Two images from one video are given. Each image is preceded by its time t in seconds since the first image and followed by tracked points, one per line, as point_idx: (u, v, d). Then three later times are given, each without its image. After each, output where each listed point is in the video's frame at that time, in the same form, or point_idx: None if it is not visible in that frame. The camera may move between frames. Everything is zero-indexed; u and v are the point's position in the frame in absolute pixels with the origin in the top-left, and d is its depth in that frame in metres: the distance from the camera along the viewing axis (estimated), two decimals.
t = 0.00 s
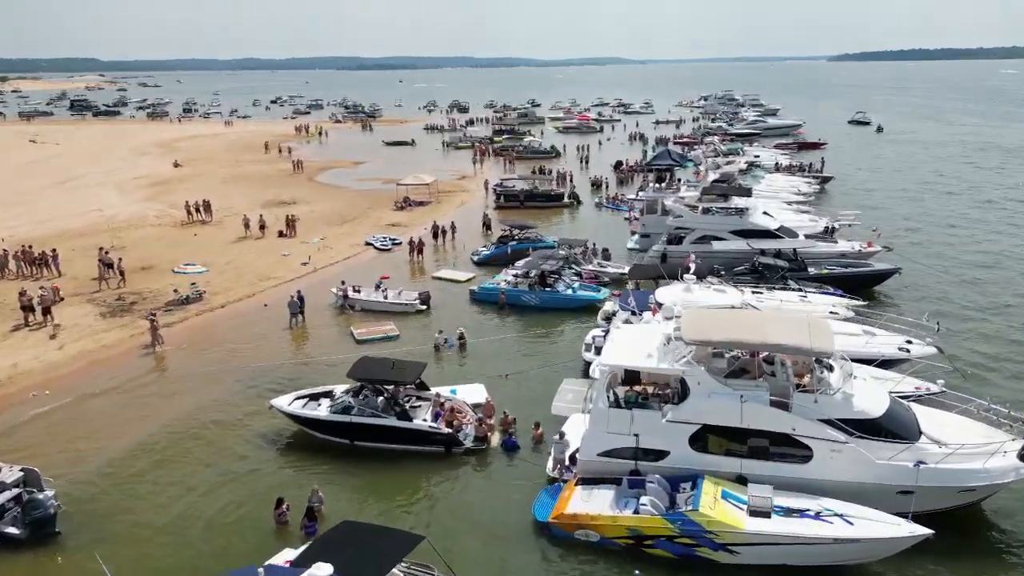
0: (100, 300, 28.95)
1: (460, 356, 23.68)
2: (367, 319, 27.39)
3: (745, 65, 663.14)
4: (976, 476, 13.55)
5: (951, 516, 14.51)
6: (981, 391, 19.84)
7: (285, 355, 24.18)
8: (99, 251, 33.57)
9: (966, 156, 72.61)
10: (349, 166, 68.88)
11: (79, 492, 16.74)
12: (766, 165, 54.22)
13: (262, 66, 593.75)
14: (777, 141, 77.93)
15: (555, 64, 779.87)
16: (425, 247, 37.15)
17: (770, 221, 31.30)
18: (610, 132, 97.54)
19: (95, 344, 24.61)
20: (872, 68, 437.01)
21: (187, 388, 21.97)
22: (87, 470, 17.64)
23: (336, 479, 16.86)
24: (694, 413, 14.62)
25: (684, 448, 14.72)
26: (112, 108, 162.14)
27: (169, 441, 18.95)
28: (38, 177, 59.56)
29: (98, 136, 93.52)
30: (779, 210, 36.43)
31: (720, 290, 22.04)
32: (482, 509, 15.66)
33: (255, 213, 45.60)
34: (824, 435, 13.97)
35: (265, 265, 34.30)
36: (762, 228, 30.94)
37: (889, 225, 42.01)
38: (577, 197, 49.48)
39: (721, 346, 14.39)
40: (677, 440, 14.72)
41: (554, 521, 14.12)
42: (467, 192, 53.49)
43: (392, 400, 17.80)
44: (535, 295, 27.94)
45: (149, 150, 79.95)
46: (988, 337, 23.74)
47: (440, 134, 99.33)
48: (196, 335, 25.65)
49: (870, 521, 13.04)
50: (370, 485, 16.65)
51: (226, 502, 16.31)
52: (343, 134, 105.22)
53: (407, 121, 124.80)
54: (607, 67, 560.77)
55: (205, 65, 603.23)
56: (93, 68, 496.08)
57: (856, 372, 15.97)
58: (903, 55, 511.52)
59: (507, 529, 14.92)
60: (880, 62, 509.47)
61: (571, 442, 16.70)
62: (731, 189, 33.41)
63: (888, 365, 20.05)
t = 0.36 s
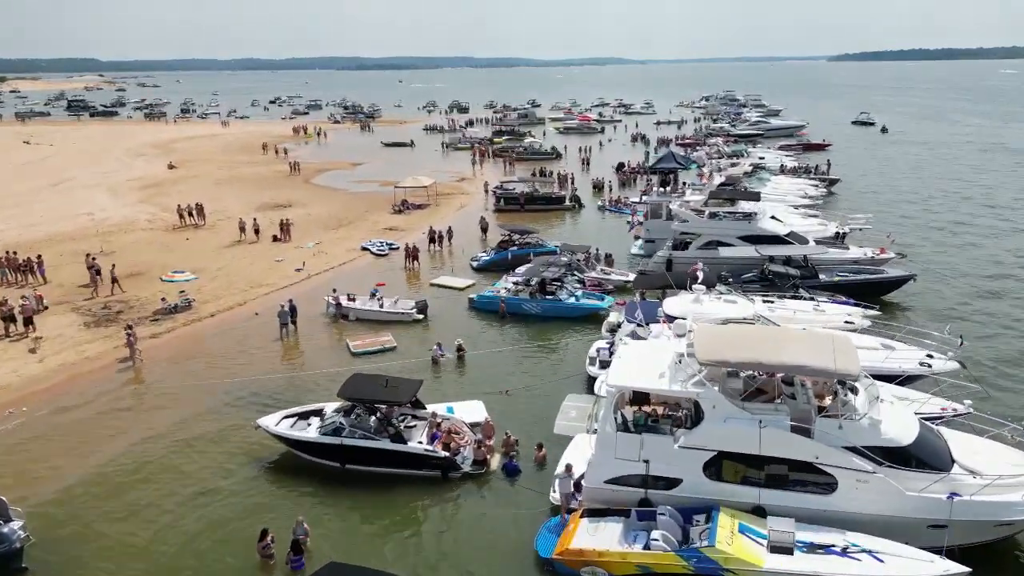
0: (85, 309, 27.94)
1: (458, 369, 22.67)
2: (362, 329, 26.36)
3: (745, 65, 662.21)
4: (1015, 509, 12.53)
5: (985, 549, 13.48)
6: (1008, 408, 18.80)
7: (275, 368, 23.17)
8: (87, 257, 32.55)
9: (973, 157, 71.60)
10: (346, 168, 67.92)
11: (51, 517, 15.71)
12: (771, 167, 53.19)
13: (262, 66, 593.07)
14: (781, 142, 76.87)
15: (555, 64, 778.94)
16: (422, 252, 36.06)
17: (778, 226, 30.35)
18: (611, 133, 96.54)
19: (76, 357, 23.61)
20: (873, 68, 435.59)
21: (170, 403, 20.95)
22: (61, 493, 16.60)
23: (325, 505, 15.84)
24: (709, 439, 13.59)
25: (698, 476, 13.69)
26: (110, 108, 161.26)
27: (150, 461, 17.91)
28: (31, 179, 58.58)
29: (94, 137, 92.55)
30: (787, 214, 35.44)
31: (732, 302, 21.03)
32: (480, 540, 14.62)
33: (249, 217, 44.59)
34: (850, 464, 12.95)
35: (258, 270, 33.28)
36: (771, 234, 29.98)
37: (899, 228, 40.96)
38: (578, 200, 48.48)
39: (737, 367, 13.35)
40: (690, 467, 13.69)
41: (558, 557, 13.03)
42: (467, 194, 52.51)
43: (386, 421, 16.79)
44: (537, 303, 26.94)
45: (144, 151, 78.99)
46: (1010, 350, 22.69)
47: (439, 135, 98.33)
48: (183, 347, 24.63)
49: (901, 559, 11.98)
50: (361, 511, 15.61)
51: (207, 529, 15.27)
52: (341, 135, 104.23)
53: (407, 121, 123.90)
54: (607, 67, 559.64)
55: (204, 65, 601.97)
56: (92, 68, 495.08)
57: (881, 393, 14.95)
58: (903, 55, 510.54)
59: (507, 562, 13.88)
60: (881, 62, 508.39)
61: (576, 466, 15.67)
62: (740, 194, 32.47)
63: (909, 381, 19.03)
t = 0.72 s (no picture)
0: (69, 318, 26.94)
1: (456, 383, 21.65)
2: (356, 339, 25.34)
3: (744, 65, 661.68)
4: None
5: None
6: None
7: (264, 382, 22.19)
8: (73, 263, 31.55)
9: (979, 158, 70.61)
10: (344, 169, 66.92)
11: (19, 548, 14.70)
12: (776, 169, 52.19)
13: (262, 66, 591.45)
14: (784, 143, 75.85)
15: (555, 64, 777.53)
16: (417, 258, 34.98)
17: (788, 232, 29.42)
18: (612, 134, 95.56)
19: (57, 370, 22.63)
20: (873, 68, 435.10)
21: (153, 420, 19.96)
22: (32, 520, 15.61)
23: (312, 535, 14.80)
24: (726, 469, 12.56)
25: (713, 509, 12.67)
26: (107, 108, 160.27)
27: (129, 485, 16.89)
28: (22, 181, 57.59)
29: (89, 138, 91.58)
30: (795, 218, 34.50)
31: (744, 314, 20.01)
32: None
33: (243, 220, 43.61)
34: (880, 498, 11.94)
35: (249, 277, 32.26)
36: (781, 240, 28.99)
37: (909, 231, 39.97)
38: (580, 203, 47.50)
39: (755, 392, 12.30)
40: (705, 499, 12.66)
41: None
42: (466, 197, 51.53)
43: (378, 444, 15.78)
44: (538, 312, 25.89)
45: (140, 153, 78.02)
46: None
47: (439, 135, 97.34)
48: (169, 360, 23.65)
49: None
50: (350, 542, 14.56)
51: (185, 561, 14.24)
52: (340, 135, 103.27)
53: (406, 121, 122.92)
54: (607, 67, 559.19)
55: (203, 64, 601.60)
56: (91, 67, 494.50)
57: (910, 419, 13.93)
58: (904, 55, 509.78)
59: None
60: (882, 62, 507.42)
61: (582, 493, 14.65)
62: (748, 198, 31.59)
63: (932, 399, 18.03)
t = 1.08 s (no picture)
0: (51, 328, 25.89)
1: (455, 399, 20.63)
2: (351, 351, 24.31)
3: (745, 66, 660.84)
4: None
5: None
6: None
7: (253, 398, 21.18)
8: (58, 270, 30.50)
9: (985, 159, 69.64)
10: (341, 171, 65.93)
11: None
12: (782, 172, 51.23)
13: (262, 66, 590.88)
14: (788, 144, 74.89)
15: (555, 64, 776.85)
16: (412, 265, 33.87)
17: (798, 238, 28.05)
18: (613, 135, 94.61)
19: (36, 385, 21.59)
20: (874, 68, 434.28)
21: (134, 440, 18.94)
22: None
23: (299, 568, 13.76)
24: (746, 505, 11.52)
25: (733, 547, 11.62)
26: (104, 108, 159.30)
27: (104, 510, 15.83)
28: (13, 183, 56.54)
29: (84, 139, 90.53)
30: (804, 223, 33.63)
31: (758, 326, 19.00)
32: None
33: (236, 224, 42.60)
34: (916, 539, 10.94)
35: (241, 284, 31.23)
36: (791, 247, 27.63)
37: (919, 234, 38.99)
38: (581, 206, 46.51)
39: (778, 420, 11.32)
40: (724, 537, 11.63)
41: None
42: (465, 200, 50.55)
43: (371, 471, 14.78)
44: (540, 322, 24.84)
45: (134, 154, 77.03)
46: None
47: (437, 136, 96.33)
48: (155, 374, 22.64)
49: None
50: None
51: None
52: (337, 136, 102.27)
53: (405, 122, 121.90)
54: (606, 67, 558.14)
55: (202, 64, 600.71)
56: (89, 67, 493.42)
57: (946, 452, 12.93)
58: (904, 56, 508.84)
59: None
60: (883, 61, 506.50)
61: (589, 523, 13.64)
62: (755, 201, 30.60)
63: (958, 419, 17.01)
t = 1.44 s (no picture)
0: (34, 338, 24.92)
1: (453, 414, 19.69)
2: (345, 363, 23.37)
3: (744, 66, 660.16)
4: None
5: None
6: None
7: (241, 415, 20.25)
8: (44, 276, 29.55)
9: (992, 161, 68.70)
10: (339, 173, 64.99)
11: None
12: (787, 174, 50.32)
13: (261, 66, 589.85)
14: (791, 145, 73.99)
15: (555, 63, 776.25)
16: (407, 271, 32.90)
17: (808, 243, 27.10)
18: (614, 135, 93.73)
19: (15, 400, 20.65)
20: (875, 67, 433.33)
21: (115, 460, 17.99)
22: None
23: None
24: (768, 545, 10.60)
25: None
26: (101, 108, 158.59)
27: (78, 537, 14.90)
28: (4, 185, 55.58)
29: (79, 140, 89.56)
30: (813, 228, 32.63)
31: (772, 340, 18.03)
32: None
33: (230, 228, 41.70)
34: None
35: (233, 291, 30.29)
36: (801, 253, 26.70)
37: (930, 238, 38.02)
38: (583, 209, 45.58)
39: (802, 451, 10.60)
40: None
41: None
42: (464, 202, 49.63)
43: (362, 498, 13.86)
44: (542, 332, 23.88)
45: (129, 155, 76.06)
46: None
47: (436, 137, 95.37)
48: (139, 389, 21.75)
49: None
50: None
51: None
52: (336, 137, 101.31)
53: (404, 121, 121.07)
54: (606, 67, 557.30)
55: (202, 64, 599.60)
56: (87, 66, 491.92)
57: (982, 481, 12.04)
58: (905, 56, 507.96)
59: None
60: (883, 61, 505.85)
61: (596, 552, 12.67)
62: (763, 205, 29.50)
63: (984, 439, 16.10)
